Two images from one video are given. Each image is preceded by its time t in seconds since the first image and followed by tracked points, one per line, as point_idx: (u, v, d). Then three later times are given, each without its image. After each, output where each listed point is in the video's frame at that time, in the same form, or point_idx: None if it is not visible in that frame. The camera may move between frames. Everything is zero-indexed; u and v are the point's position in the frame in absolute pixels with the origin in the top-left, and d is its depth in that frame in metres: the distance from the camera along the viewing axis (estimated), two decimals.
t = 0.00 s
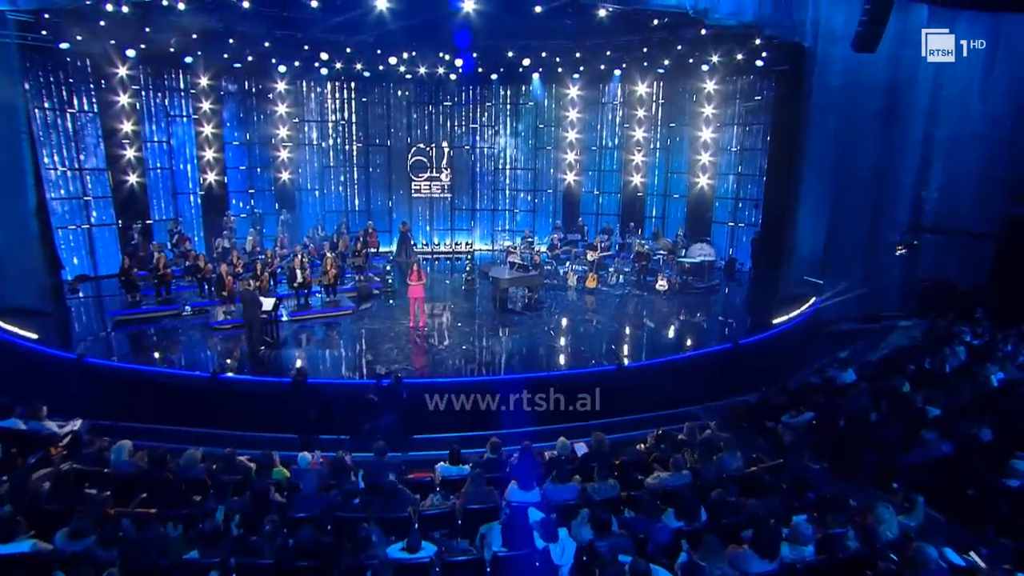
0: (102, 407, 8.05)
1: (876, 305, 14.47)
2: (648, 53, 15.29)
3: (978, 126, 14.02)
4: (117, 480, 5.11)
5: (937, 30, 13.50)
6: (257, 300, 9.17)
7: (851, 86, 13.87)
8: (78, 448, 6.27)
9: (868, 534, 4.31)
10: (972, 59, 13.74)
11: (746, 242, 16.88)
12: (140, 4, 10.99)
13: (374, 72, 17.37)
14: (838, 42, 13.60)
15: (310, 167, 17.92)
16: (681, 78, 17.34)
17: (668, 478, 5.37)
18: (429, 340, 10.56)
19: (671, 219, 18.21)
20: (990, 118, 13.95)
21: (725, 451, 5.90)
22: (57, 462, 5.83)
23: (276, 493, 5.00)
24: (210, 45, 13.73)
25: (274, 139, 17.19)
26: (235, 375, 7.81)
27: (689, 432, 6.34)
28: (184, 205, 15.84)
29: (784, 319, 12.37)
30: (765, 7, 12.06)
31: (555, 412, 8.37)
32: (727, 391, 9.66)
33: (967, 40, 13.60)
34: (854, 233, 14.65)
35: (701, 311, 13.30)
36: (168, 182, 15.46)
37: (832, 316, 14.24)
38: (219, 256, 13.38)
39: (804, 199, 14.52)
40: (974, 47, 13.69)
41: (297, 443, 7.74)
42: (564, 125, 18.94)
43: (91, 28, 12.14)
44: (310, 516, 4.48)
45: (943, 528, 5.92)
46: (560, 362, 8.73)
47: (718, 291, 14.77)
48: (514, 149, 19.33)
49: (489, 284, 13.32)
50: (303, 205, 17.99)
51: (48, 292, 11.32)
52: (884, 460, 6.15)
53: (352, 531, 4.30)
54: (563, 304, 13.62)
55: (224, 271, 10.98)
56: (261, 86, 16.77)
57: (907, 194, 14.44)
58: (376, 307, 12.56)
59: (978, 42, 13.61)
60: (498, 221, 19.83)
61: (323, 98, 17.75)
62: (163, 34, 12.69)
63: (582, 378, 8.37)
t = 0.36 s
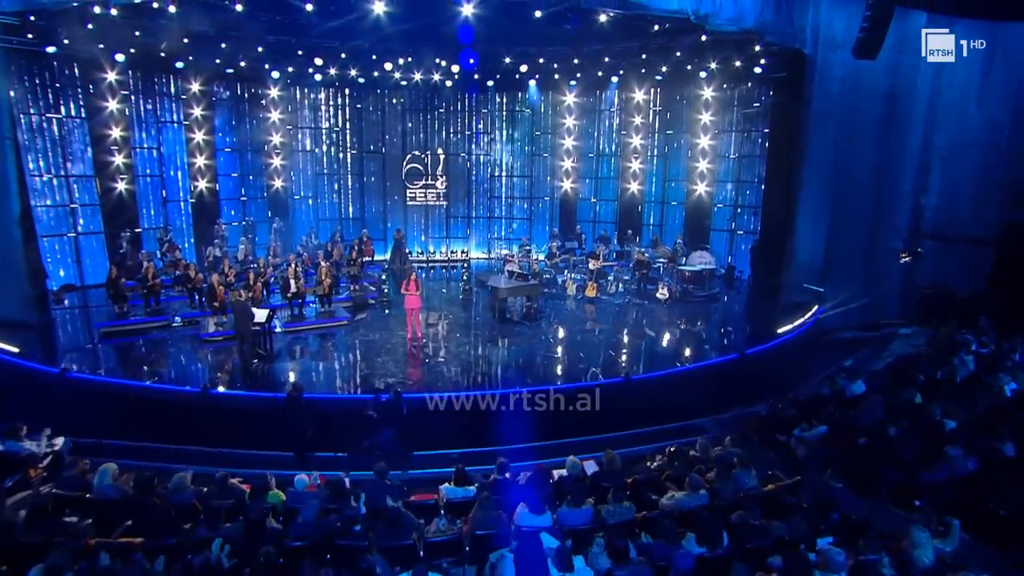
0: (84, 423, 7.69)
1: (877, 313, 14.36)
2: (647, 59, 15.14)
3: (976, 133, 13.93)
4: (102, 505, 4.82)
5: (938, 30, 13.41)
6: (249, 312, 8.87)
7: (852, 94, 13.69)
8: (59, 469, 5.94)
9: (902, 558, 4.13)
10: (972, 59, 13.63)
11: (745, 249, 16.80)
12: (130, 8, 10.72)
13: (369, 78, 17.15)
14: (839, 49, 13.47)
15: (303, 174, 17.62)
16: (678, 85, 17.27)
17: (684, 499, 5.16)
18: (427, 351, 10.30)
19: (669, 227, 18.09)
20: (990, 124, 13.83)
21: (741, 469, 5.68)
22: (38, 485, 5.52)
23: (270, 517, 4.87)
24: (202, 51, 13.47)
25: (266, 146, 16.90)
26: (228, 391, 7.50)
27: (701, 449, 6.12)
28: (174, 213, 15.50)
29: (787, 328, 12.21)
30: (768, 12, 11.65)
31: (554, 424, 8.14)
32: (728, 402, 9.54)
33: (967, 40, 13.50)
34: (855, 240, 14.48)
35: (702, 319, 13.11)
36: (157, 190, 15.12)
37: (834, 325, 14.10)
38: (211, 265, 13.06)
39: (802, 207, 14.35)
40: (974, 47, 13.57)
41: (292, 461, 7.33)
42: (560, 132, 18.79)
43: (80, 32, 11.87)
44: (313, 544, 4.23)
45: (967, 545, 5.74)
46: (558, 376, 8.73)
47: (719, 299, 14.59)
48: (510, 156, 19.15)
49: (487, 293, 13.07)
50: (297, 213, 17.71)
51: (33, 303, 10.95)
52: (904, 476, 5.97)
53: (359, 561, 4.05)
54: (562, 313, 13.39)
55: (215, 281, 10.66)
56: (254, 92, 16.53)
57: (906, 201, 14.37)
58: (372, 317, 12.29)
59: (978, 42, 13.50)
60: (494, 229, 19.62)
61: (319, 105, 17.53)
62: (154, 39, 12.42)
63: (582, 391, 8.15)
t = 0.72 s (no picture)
0: (76, 440, 7.42)
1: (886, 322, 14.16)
2: (651, 66, 15.02)
3: (984, 140, 13.34)
4: (92, 530, 4.56)
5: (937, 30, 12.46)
6: (246, 322, 8.59)
7: (858, 102, 13.71)
8: (47, 489, 5.67)
9: None
10: (971, 59, 13.03)
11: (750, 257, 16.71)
12: (127, 11, 10.51)
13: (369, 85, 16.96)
14: (846, 56, 13.41)
15: (302, 182, 17.38)
16: (681, 93, 17.16)
17: (707, 521, 4.94)
18: (430, 362, 10.03)
19: (673, 234, 17.96)
20: (999, 131, 13.18)
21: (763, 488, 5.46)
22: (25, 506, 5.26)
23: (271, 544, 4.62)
24: (199, 56, 13.23)
25: (265, 152, 16.68)
26: (226, 405, 7.25)
27: (721, 466, 5.86)
28: (171, 221, 15.23)
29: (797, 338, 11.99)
30: (775, 17, 11.37)
31: (553, 440, 7.91)
32: (737, 417, 9.30)
33: (967, 40, 12.80)
34: (860, 247, 14.41)
35: (708, 329, 12.89)
36: (153, 197, 14.85)
37: (843, 334, 13.88)
38: (208, 274, 12.79)
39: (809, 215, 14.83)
40: (974, 47, 12.90)
41: (291, 480, 6.95)
42: (562, 139, 18.61)
43: (74, 37, 11.64)
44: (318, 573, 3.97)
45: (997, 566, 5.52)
46: (563, 387, 8.54)
47: (725, 308, 14.37)
48: (511, 164, 18.96)
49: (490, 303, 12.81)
50: (296, 221, 17.46)
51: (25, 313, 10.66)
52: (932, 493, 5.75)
53: None
54: (567, 323, 13.14)
55: (212, 291, 10.37)
56: (252, 98, 16.31)
57: (912, 208, 13.98)
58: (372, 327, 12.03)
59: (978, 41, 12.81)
60: (495, 237, 19.40)
61: (319, 112, 17.34)
62: (150, 44, 12.19)
63: (581, 406, 7.93)
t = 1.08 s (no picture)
0: (68, 455, 7.17)
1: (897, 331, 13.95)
2: (659, 72, 14.84)
3: (997, 146, 13.28)
4: (88, 555, 4.32)
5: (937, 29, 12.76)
6: (248, 332, 8.35)
7: (867, 108, 13.37)
8: (40, 509, 5.45)
9: None
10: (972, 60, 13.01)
11: (758, 265, 16.51)
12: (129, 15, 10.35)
13: (372, 92, 16.76)
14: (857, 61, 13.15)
15: (303, 189, 17.17)
16: (687, 99, 17.00)
17: (736, 544, 4.71)
18: (435, 373, 9.79)
19: (679, 242, 17.77)
20: (1012, 137, 13.16)
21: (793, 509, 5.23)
22: (19, 527, 5.02)
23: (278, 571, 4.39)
24: (202, 62, 13.07)
25: (267, 159, 16.49)
26: (228, 420, 7.02)
27: (745, 485, 5.66)
28: (171, 228, 15.00)
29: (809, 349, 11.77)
30: (786, 22, 11.17)
31: (552, 456, 7.74)
32: (749, 431, 9.05)
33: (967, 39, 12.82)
34: (870, 253, 14.00)
35: (717, 338, 12.67)
36: (152, 204, 14.62)
37: (854, 343, 13.65)
38: (208, 283, 12.56)
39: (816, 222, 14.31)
40: (973, 47, 12.93)
41: (296, 498, 6.63)
42: (566, 146, 18.43)
43: (74, 42, 11.48)
44: None
45: None
46: (574, 402, 8.34)
47: (735, 317, 14.14)
48: (515, 172, 18.78)
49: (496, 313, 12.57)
50: (297, 229, 17.22)
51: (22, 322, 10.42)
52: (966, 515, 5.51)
53: None
54: (574, 333, 12.89)
55: (213, 300, 10.12)
56: (254, 104, 16.15)
57: (924, 215, 13.77)
58: (376, 337, 11.80)
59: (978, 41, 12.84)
60: (499, 245, 19.16)
61: (321, 118, 17.14)
62: (152, 50, 12.04)
63: (580, 422, 7.76)
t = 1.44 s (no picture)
0: (69, 468, 6.95)
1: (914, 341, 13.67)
2: (668, 78, 14.66)
3: (1013, 150, 13.09)
4: None
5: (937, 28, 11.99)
6: (253, 342, 8.14)
7: (881, 113, 13.07)
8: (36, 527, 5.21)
9: None
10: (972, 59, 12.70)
11: (768, 273, 16.27)
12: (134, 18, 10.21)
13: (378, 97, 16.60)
14: (870, 65, 12.90)
15: (308, 196, 16.98)
16: (696, 105, 16.84)
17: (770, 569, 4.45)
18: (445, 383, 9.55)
19: (688, 248, 17.56)
20: None
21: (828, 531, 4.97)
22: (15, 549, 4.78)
23: None
24: (207, 67, 12.93)
25: (272, 166, 16.36)
26: (232, 433, 6.83)
27: (773, 504, 5.41)
28: (174, 235, 14.84)
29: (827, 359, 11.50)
30: (800, 26, 10.95)
31: (546, 474, 7.46)
32: (764, 444, 8.83)
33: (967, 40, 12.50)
34: (885, 260, 13.62)
35: (729, 347, 12.42)
36: (156, 210, 14.46)
37: (870, 353, 13.38)
38: (212, 291, 12.35)
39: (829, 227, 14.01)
40: (974, 47, 12.64)
41: (302, 515, 6.29)
42: (574, 152, 18.25)
43: (78, 46, 11.33)
44: None
45: None
46: (588, 415, 8.12)
47: (747, 326, 13.89)
48: (521, 179, 18.59)
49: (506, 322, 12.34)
50: (301, 236, 17.05)
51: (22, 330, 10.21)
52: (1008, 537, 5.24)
53: None
54: (584, 342, 12.65)
55: (217, 308, 9.86)
56: (259, 110, 16.00)
57: (940, 222, 13.50)
58: (383, 346, 11.59)
59: (978, 42, 12.57)
60: (505, 253, 18.95)
61: (325, 124, 16.96)
62: (157, 54, 11.92)
63: (586, 436, 7.52)
